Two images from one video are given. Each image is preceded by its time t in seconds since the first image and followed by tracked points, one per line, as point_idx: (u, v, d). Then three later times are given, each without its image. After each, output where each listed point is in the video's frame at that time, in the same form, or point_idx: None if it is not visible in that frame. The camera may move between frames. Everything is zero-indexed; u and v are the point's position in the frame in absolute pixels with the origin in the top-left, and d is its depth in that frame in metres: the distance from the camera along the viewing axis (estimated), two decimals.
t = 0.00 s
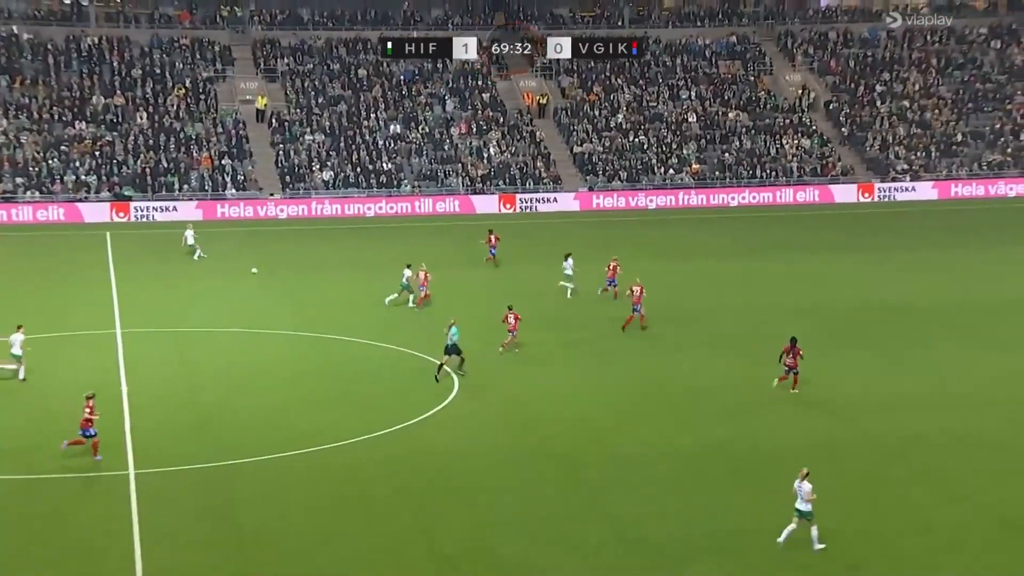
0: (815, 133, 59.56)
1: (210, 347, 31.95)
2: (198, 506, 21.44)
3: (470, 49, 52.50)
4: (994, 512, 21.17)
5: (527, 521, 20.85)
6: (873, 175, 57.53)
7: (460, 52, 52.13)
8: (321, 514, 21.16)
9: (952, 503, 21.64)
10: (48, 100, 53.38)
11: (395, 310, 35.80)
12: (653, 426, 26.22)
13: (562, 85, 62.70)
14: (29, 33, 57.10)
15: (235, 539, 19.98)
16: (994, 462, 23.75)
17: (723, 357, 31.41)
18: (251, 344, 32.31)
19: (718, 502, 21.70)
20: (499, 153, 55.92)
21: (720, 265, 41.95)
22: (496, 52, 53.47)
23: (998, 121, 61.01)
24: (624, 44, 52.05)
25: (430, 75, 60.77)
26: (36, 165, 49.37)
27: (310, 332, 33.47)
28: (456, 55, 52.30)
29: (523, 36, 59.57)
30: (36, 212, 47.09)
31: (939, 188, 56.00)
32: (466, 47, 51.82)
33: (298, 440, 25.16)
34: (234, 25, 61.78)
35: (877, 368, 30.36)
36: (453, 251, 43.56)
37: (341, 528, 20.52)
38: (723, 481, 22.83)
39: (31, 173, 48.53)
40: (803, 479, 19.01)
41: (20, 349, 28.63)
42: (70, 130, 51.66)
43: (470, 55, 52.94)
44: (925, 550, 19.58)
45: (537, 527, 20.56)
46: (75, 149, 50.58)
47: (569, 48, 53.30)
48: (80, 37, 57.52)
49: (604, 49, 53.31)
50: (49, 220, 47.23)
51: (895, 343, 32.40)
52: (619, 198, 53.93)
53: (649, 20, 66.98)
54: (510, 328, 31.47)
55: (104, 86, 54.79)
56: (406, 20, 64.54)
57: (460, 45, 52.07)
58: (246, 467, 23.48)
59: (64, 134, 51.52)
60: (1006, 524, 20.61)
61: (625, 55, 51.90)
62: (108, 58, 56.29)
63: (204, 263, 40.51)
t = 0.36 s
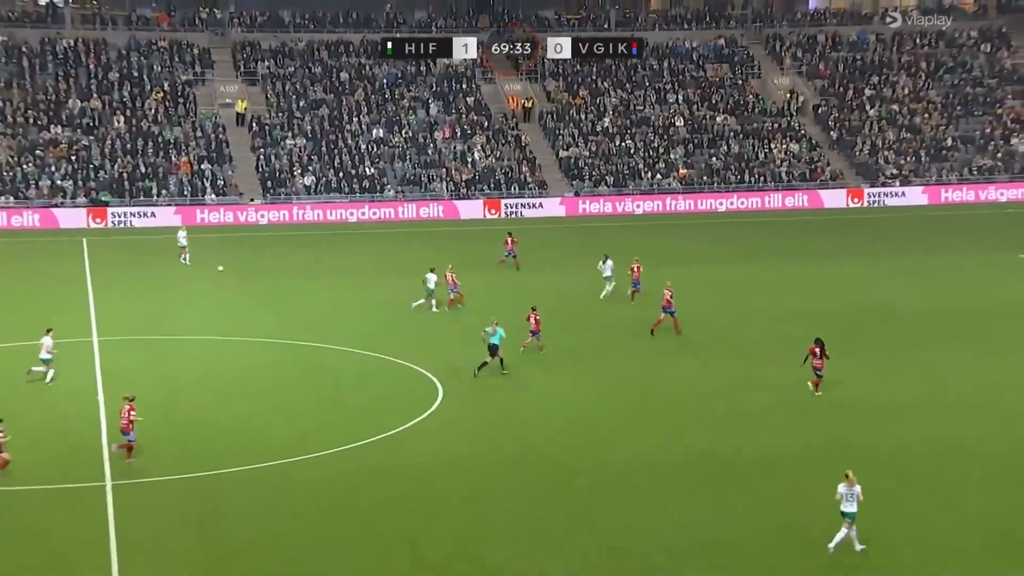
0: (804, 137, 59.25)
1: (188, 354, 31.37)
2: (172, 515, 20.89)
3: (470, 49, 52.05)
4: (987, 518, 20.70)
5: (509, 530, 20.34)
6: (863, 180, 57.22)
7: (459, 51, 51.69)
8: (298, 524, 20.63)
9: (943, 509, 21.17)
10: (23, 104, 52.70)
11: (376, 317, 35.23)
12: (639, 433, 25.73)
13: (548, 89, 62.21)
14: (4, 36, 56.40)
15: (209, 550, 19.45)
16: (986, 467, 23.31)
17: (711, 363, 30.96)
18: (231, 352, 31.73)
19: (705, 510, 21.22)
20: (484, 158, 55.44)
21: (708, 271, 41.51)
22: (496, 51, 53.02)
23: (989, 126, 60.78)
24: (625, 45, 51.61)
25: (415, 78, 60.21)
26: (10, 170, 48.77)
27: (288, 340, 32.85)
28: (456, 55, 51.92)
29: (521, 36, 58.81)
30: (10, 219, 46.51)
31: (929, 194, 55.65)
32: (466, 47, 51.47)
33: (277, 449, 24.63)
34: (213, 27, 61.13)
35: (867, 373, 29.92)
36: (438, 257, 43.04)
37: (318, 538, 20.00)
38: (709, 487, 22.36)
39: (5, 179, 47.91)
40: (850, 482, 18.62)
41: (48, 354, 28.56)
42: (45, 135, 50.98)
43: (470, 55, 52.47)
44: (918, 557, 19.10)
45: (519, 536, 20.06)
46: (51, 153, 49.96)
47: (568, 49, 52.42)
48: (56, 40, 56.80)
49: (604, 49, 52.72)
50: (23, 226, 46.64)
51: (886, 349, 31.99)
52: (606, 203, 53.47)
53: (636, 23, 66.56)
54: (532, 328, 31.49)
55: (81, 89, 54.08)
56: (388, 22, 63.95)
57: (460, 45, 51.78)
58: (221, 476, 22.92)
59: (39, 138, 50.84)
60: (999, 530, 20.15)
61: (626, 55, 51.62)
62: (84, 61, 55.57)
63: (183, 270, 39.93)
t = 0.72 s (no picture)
0: (799, 143, 58.81)
1: (168, 363, 30.84)
2: (149, 526, 20.34)
3: (469, 49, 51.57)
4: (987, 526, 20.17)
5: (496, 540, 19.80)
6: (858, 186, 56.82)
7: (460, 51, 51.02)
8: (279, 534, 20.09)
9: (943, 516, 20.64)
10: (5, 109, 52.14)
11: (367, 324, 34.76)
12: (631, 440, 25.20)
13: (539, 94, 61.73)
14: None
15: (187, 562, 18.90)
16: (986, 474, 22.78)
17: (705, 370, 30.43)
18: (215, 360, 31.16)
19: (697, 519, 20.69)
20: (473, 163, 54.87)
21: (701, 277, 41.09)
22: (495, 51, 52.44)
23: (985, 131, 60.42)
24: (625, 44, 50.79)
25: (404, 82, 59.72)
26: None
27: (273, 348, 32.31)
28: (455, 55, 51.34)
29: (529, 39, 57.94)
30: None
31: (925, 200, 55.44)
32: (466, 47, 50.69)
33: (260, 458, 24.07)
34: (198, 31, 60.57)
35: (864, 381, 29.41)
36: (429, 264, 42.58)
37: (300, 549, 19.45)
38: (702, 496, 21.84)
39: None
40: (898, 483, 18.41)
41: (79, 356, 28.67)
42: (27, 140, 50.44)
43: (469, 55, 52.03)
44: (916, 566, 18.57)
45: (507, 547, 19.51)
46: (32, 159, 49.43)
47: (569, 48, 51.73)
48: (38, 43, 56.18)
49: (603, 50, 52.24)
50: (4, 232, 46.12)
51: (882, 356, 31.48)
52: (599, 209, 53.30)
53: (629, 27, 66.18)
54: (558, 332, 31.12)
55: (63, 93, 53.46)
56: (377, 25, 63.74)
57: (460, 44, 51.05)
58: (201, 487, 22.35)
59: (20, 143, 50.30)
60: (1000, 539, 19.62)
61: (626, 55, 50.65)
62: (65, 65, 54.96)
63: (169, 278, 39.34)
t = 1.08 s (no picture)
0: (791, 145, 58.43)
1: (149, 370, 30.24)
2: (121, 534, 19.75)
3: (470, 49, 50.76)
4: (984, 531, 19.71)
5: (478, 548, 19.25)
6: (850, 189, 56.45)
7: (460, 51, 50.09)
8: (254, 542, 19.51)
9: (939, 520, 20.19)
10: None
11: (355, 330, 34.27)
12: (619, 443, 24.68)
13: (528, 95, 61.24)
14: None
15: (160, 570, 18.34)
16: (980, 478, 22.33)
17: (702, 375, 30.01)
18: (194, 366, 30.58)
19: (685, 524, 20.18)
20: (461, 166, 54.44)
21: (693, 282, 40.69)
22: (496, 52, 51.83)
23: (979, 133, 59.97)
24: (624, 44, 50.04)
25: (390, 84, 59.23)
26: None
27: (257, 355, 31.71)
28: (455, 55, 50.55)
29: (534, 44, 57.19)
30: None
31: (918, 204, 54.88)
32: (467, 47, 50.01)
33: (237, 464, 23.49)
34: (181, 32, 60.01)
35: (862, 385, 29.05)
36: (419, 269, 42.13)
37: (276, 557, 18.91)
38: (691, 501, 21.34)
39: None
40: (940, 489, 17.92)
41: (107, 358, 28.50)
42: (6, 142, 49.85)
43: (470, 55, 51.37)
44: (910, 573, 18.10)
45: (490, 555, 18.99)
46: (11, 161, 48.89)
47: (568, 48, 51.06)
48: (18, 43, 55.54)
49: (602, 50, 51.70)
50: None
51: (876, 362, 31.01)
52: (587, 212, 52.48)
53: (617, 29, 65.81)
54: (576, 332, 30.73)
55: (42, 94, 52.79)
56: (363, 26, 63.49)
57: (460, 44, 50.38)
58: (175, 493, 21.73)
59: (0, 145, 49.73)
60: (996, 544, 19.15)
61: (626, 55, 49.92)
62: (45, 66, 54.33)
63: (150, 283, 38.77)
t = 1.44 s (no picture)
0: (772, 146, 58.18)
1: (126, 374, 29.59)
2: (96, 537, 19.16)
3: (469, 49, 50.62)
4: (982, 531, 19.38)
5: (465, 552, 18.79)
6: (832, 190, 56.28)
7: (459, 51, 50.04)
8: (235, 545, 18.97)
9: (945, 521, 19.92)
10: None
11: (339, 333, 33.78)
12: (608, 443, 24.26)
13: (506, 95, 60.89)
14: None
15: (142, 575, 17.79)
16: (977, 478, 22.02)
17: (695, 377, 29.68)
18: (170, 370, 29.94)
19: (678, 525, 19.79)
20: (439, 167, 54.06)
21: (679, 284, 40.36)
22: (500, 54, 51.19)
23: (962, 134, 59.86)
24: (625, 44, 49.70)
25: (367, 83, 58.77)
26: None
27: (236, 360, 30.99)
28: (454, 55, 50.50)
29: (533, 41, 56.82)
30: None
31: (901, 205, 54.93)
32: (466, 47, 49.81)
33: (222, 463, 22.94)
34: (152, 31, 59.49)
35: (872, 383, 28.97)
36: (403, 271, 41.69)
37: (260, 560, 18.40)
38: (684, 501, 20.93)
39: None
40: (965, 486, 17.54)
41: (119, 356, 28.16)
42: None
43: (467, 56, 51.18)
44: (909, 575, 17.75)
45: (478, 558, 18.52)
46: None
47: (568, 49, 50.62)
48: None
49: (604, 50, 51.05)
50: None
51: (867, 364, 30.70)
52: (567, 215, 52.19)
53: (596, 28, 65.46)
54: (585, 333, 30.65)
55: (10, 94, 52.17)
56: (339, 25, 63.04)
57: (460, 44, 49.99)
58: (150, 495, 21.08)
59: None
60: (997, 544, 18.85)
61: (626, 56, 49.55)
62: (14, 65, 53.65)
63: (125, 286, 38.14)
